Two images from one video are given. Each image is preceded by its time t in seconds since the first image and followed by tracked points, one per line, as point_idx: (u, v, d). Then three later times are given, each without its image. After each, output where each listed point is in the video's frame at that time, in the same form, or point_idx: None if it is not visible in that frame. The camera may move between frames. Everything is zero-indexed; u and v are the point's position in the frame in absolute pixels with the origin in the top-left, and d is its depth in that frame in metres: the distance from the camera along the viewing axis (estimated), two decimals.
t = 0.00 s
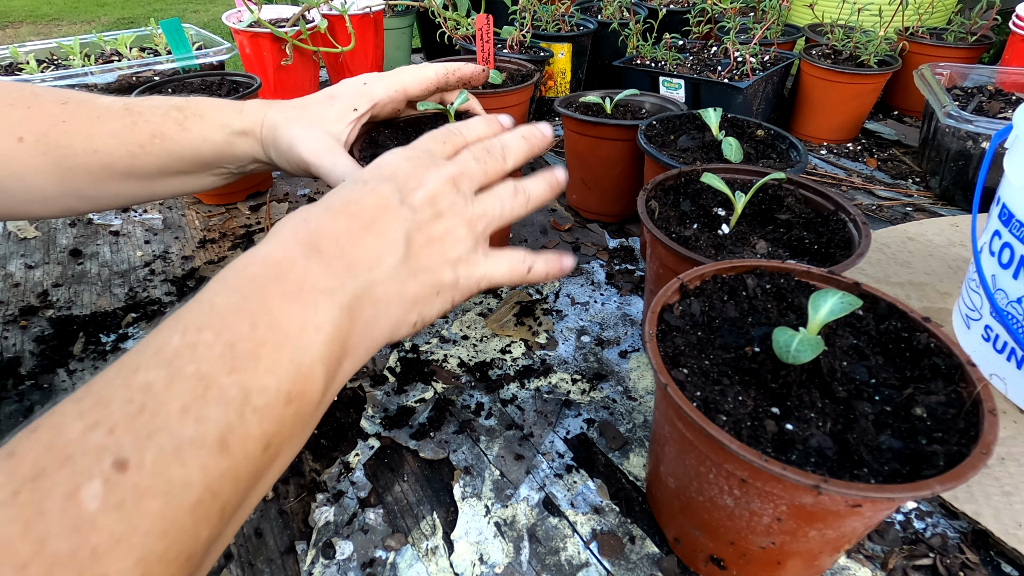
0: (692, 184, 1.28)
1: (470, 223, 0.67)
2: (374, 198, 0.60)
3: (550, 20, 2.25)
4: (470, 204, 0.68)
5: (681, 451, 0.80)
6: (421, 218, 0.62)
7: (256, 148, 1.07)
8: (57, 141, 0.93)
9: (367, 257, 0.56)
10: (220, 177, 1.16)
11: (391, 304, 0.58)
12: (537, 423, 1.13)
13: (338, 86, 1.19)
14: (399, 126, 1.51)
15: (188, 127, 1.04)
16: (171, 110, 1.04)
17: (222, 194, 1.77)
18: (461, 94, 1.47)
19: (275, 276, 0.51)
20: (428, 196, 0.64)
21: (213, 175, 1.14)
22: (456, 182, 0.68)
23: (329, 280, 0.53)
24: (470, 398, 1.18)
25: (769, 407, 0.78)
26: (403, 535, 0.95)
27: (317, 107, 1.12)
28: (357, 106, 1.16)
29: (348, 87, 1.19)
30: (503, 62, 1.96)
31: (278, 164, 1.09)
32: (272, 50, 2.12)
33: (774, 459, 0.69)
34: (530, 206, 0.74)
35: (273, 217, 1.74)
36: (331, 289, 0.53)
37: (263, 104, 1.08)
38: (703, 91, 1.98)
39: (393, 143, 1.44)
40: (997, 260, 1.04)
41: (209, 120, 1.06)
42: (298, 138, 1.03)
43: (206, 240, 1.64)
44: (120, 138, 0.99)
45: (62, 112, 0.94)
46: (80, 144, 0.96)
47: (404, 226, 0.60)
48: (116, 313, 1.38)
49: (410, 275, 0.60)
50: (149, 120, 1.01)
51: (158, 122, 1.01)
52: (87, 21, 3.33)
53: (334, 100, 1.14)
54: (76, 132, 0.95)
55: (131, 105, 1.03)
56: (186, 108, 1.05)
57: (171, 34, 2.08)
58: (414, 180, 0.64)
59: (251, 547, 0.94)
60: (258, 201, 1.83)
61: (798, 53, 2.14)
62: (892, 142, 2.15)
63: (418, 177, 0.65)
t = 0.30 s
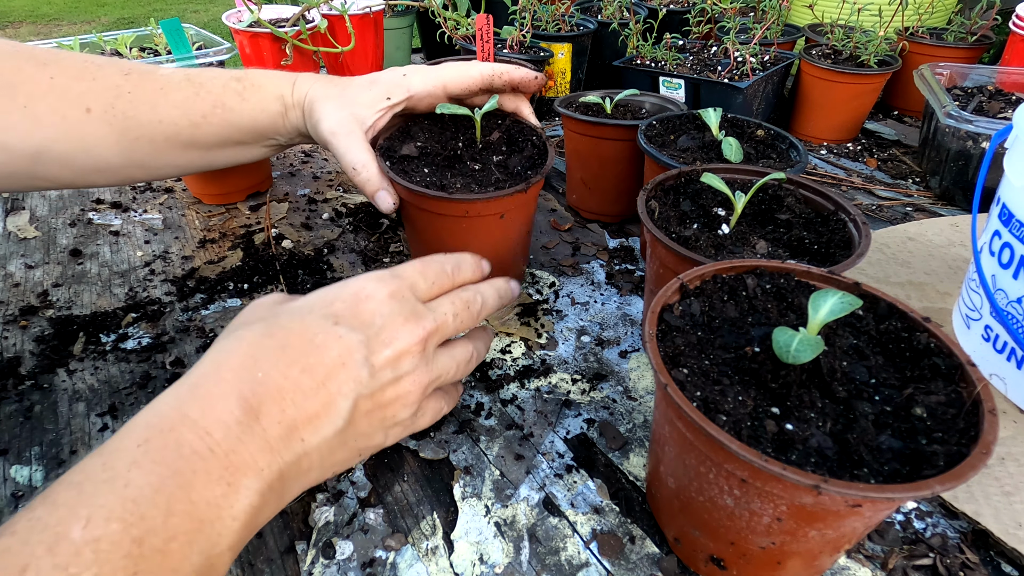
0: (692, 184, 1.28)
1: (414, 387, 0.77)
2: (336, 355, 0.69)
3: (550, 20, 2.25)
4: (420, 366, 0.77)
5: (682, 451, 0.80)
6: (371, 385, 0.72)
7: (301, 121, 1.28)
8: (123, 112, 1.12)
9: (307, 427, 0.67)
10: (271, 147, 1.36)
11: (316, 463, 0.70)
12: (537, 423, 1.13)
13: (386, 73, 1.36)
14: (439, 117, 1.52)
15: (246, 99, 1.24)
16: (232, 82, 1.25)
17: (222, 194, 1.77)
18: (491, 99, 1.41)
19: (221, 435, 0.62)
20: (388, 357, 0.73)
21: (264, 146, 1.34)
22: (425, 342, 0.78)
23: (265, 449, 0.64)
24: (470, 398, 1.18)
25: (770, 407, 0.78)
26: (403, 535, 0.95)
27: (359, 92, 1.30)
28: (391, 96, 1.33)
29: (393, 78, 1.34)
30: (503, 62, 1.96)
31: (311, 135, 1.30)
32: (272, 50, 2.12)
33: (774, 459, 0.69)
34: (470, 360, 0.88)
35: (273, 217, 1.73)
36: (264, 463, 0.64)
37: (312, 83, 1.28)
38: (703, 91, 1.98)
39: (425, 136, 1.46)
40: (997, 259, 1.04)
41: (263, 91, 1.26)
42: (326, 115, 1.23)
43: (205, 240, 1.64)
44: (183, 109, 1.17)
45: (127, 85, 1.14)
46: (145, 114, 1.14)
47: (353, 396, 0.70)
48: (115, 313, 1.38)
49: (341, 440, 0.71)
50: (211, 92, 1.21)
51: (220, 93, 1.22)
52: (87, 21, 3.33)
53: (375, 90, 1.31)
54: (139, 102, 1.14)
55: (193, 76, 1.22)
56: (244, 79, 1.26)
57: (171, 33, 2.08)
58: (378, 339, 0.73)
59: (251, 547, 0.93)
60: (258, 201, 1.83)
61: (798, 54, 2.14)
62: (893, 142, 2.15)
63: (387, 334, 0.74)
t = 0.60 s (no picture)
0: (692, 184, 1.28)
1: (440, 330, 0.63)
2: (343, 307, 0.59)
3: (550, 20, 2.25)
4: (443, 307, 0.64)
5: (682, 451, 0.80)
6: (380, 336, 0.59)
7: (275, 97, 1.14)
8: (89, 103, 0.98)
9: (316, 387, 0.55)
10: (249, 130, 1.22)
11: (339, 426, 0.58)
12: (537, 423, 1.13)
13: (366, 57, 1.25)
14: (449, 117, 1.54)
15: (216, 79, 1.10)
16: (199, 62, 1.09)
17: (222, 194, 1.77)
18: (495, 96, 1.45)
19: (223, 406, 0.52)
20: (395, 305, 0.61)
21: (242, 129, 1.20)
22: (454, 273, 0.65)
23: (271, 415, 0.53)
24: (470, 398, 1.18)
25: (769, 407, 0.78)
26: (403, 535, 0.95)
27: (337, 72, 1.18)
28: (378, 79, 1.22)
29: (373, 61, 1.23)
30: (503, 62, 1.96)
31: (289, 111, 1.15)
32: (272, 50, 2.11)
33: (774, 459, 0.69)
34: (513, 289, 0.66)
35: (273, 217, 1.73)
36: (277, 423, 0.53)
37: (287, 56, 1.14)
38: (703, 91, 1.98)
39: (432, 135, 1.48)
40: (997, 260, 1.04)
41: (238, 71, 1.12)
42: (308, 90, 1.09)
43: (205, 240, 1.64)
44: (153, 96, 1.04)
45: (92, 74, 0.98)
46: (114, 105, 1.00)
47: (359, 349, 0.58)
48: (115, 313, 1.38)
49: (361, 399, 0.59)
50: (177, 73, 1.06)
51: (188, 74, 1.07)
52: (87, 21, 3.33)
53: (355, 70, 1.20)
54: (109, 92, 1.00)
55: (158, 62, 1.07)
56: (211, 59, 1.11)
57: (171, 34, 2.08)
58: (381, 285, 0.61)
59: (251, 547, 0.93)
60: (258, 200, 1.83)
61: (798, 53, 2.14)
62: (893, 142, 2.15)
63: (407, 269, 0.63)
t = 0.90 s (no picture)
0: (692, 184, 1.28)
1: (440, 268, 0.81)
2: (353, 262, 0.76)
3: (550, 20, 2.25)
4: (439, 254, 0.82)
5: (682, 452, 0.80)
6: (391, 276, 0.77)
7: (274, 156, 1.21)
8: (73, 158, 1.04)
9: (348, 317, 0.71)
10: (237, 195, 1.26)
11: (372, 351, 0.72)
12: (537, 423, 1.13)
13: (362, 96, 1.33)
14: (445, 119, 1.54)
15: (206, 140, 1.17)
16: (191, 125, 1.18)
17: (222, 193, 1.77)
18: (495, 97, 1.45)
19: (279, 339, 0.66)
20: (399, 252, 0.79)
21: (228, 193, 1.25)
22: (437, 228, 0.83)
23: (315, 340, 0.68)
24: (470, 398, 1.18)
25: (770, 407, 0.78)
26: (403, 535, 0.95)
27: (339, 114, 1.25)
28: (377, 112, 1.29)
29: (372, 97, 1.31)
30: (503, 62, 1.96)
31: (297, 165, 1.22)
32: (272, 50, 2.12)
33: (774, 459, 0.69)
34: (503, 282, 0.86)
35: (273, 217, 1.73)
36: (320, 344, 0.67)
37: (285, 119, 1.23)
38: (703, 91, 1.98)
39: (430, 136, 1.48)
40: (997, 260, 1.04)
41: (228, 132, 1.20)
42: (322, 133, 1.18)
43: (205, 240, 1.64)
44: (137, 153, 1.10)
45: (80, 133, 1.07)
46: (97, 160, 1.06)
47: (376, 285, 0.75)
48: (115, 313, 1.38)
49: (386, 325, 0.74)
50: (168, 135, 1.14)
51: (179, 134, 1.15)
52: (87, 21, 3.33)
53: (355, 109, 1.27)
54: (91, 148, 1.06)
55: (150, 123, 1.17)
56: (204, 122, 1.20)
57: (171, 33, 2.08)
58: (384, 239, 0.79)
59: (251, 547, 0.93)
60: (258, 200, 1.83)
61: (798, 54, 2.14)
62: (893, 142, 2.15)
63: (401, 231, 0.80)
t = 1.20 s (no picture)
0: (692, 184, 1.28)
1: (583, 236, 0.74)
2: (472, 225, 0.72)
3: (550, 20, 2.25)
4: (582, 221, 0.75)
5: (682, 452, 0.80)
6: (519, 239, 0.71)
7: (275, 151, 1.21)
8: (73, 153, 1.05)
9: (456, 287, 0.66)
10: (237, 190, 1.26)
11: (482, 328, 0.66)
12: (537, 423, 1.13)
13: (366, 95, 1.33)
14: (446, 119, 1.54)
15: (206, 136, 1.18)
16: (191, 120, 1.19)
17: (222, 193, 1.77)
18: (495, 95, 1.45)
19: (407, 285, 0.65)
20: (531, 212, 0.74)
21: (229, 187, 1.25)
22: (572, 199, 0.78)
23: (418, 311, 0.64)
24: (470, 398, 1.18)
25: (770, 407, 0.78)
26: (403, 535, 0.95)
27: (342, 110, 1.25)
28: (380, 111, 1.29)
29: (376, 96, 1.32)
30: (503, 62, 1.96)
31: (299, 162, 1.22)
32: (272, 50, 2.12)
33: (774, 459, 0.69)
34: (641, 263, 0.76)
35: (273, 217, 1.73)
36: (420, 318, 0.63)
37: (287, 116, 1.22)
38: (703, 91, 1.98)
39: (432, 136, 1.48)
40: (997, 260, 1.04)
41: (227, 128, 1.20)
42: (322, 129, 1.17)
43: (205, 239, 1.64)
44: (137, 148, 1.11)
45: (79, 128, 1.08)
46: (97, 156, 1.07)
47: (491, 249, 0.70)
48: (115, 313, 1.38)
49: (500, 299, 0.68)
50: (168, 130, 1.15)
51: (179, 129, 1.16)
52: (87, 21, 3.33)
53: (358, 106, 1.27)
54: (91, 144, 1.07)
55: (150, 118, 1.18)
56: (204, 118, 1.21)
57: (171, 33, 2.08)
58: (519, 200, 0.76)
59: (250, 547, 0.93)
60: (258, 200, 1.83)
61: (798, 54, 2.15)
62: (893, 142, 2.15)
63: (525, 198, 0.77)
